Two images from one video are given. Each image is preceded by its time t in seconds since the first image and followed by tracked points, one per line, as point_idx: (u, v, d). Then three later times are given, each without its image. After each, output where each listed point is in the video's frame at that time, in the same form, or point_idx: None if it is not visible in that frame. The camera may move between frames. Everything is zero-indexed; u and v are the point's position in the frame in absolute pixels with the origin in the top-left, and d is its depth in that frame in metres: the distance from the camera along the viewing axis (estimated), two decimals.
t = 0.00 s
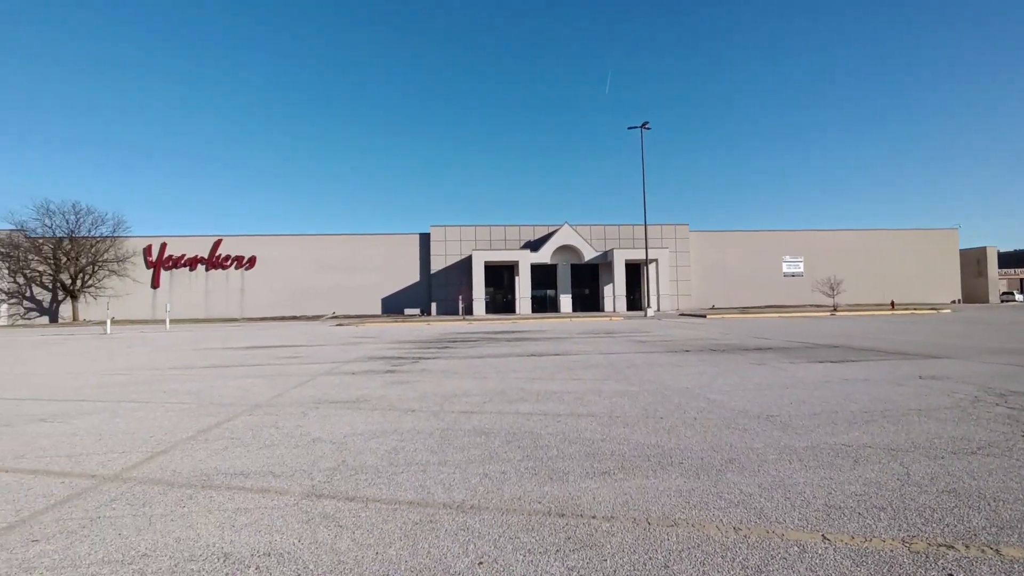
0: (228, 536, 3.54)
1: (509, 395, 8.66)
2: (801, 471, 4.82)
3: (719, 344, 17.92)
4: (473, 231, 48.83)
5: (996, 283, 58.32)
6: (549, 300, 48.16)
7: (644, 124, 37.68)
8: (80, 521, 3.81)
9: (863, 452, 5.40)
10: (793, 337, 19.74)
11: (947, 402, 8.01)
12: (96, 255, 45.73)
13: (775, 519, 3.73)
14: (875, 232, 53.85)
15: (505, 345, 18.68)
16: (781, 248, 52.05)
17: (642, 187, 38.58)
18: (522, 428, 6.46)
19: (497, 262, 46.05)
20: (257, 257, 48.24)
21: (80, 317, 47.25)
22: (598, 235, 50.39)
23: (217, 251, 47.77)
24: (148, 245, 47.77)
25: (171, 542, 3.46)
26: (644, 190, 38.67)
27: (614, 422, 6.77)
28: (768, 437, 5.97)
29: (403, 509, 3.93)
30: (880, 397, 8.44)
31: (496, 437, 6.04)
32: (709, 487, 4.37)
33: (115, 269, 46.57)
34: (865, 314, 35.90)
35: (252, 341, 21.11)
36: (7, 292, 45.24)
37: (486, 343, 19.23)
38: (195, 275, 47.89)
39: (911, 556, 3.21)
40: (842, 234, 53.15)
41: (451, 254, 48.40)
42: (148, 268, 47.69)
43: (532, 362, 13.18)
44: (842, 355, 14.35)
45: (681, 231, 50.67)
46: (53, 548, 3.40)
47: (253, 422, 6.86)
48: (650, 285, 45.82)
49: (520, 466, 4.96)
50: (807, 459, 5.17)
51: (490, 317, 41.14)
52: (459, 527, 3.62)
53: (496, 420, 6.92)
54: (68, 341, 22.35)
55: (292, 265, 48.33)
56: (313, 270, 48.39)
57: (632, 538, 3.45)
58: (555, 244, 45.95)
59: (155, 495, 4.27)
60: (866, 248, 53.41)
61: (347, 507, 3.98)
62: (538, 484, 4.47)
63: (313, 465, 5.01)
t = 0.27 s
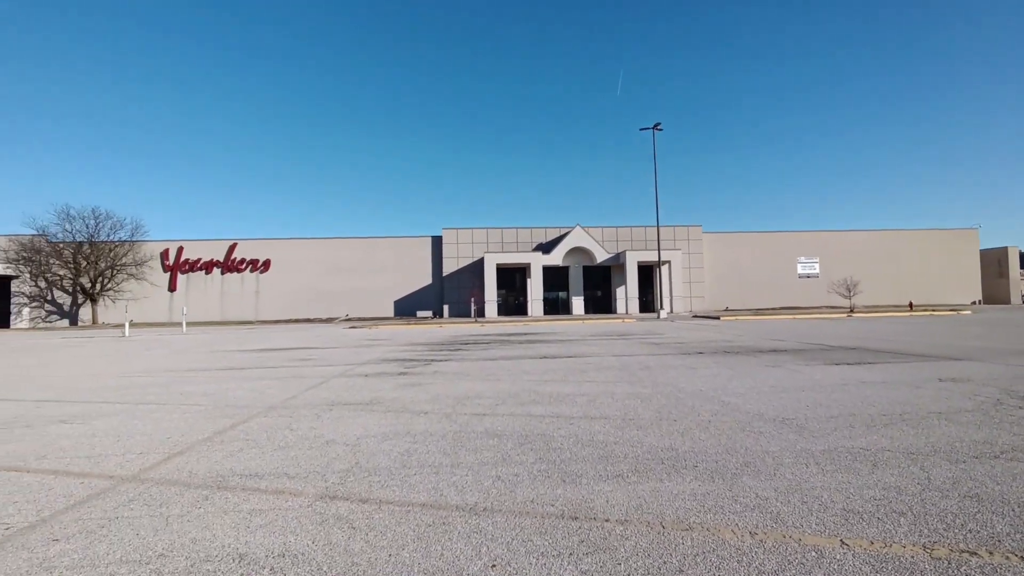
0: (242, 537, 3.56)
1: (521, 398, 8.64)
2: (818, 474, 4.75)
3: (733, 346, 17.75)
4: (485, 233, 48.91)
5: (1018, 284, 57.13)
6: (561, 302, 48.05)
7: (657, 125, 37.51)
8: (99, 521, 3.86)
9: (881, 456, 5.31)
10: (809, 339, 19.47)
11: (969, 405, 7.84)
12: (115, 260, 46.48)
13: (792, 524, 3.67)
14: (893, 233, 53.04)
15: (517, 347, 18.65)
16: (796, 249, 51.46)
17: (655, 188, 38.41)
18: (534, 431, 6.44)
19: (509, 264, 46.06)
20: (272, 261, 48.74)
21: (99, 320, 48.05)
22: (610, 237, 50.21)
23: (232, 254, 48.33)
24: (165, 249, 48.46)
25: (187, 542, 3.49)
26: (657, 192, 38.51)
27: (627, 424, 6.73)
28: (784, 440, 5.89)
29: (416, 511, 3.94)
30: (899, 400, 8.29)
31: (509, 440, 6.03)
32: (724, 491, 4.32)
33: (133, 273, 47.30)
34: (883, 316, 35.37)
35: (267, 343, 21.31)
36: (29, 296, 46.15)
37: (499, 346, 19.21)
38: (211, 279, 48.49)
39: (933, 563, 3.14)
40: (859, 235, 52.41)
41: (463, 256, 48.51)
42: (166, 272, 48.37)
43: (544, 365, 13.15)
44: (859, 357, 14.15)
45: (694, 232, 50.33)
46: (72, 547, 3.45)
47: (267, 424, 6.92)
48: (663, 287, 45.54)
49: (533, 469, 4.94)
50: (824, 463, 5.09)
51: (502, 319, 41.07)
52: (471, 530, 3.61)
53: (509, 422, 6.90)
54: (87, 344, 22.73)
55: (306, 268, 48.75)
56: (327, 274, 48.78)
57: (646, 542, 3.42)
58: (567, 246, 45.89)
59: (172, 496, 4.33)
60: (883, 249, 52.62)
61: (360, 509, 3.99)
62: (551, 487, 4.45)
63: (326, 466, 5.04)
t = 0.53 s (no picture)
0: (251, 538, 3.59)
1: (528, 400, 8.63)
2: (828, 477, 4.70)
3: (742, 348, 17.65)
4: (492, 235, 48.96)
5: None
6: (568, 303, 47.99)
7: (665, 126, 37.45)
8: (110, 521, 3.90)
9: (892, 458, 5.26)
10: (819, 341, 19.30)
11: (982, 407, 7.74)
12: (126, 262, 46.95)
13: (801, 527, 3.64)
14: (904, 233, 52.54)
15: (524, 349, 18.63)
16: (806, 249, 51.10)
17: (663, 189, 38.31)
18: (542, 433, 6.43)
19: (516, 266, 46.07)
20: (280, 263, 49.06)
21: (111, 322, 48.56)
22: (618, 238, 50.11)
23: (241, 257, 48.69)
24: (175, 251, 48.90)
25: (197, 543, 3.52)
26: (665, 193, 38.40)
27: (635, 426, 6.70)
28: (794, 443, 5.84)
29: (423, 513, 3.94)
30: (910, 402, 8.19)
31: (516, 441, 6.02)
32: (733, 494, 4.29)
33: (144, 276, 47.77)
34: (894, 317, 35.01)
35: (275, 345, 21.43)
36: (42, 298, 46.73)
37: (505, 348, 19.21)
38: (220, 281, 48.88)
39: (946, 568, 3.10)
40: (869, 235, 51.95)
41: (470, 258, 48.59)
42: (176, 274, 48.80)
43: (551, 366, 13.14)
44: (870, 359, 14.00)
45: (702, 233, 50.13)
46: (84, 547, 3.48)
47: (276, 425, 6.96)
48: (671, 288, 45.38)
49: (540, 471, 4.93)
50: (834, 466, 5.04)
51: (509, 321, 41.06)
52: (479, 531, 3.61)
53: (516, 424, 6.90)
54: (99, 347, 22.97)
55: (314, 270, 49.01)
56: (335, 276, 49.02)
57: (655, 545, 3.40)
58: (574, 247, 45.86)
59: (182, 497, 4.36)
60: (894, 249, 52.13)
61: (368, 510, 4.01)
62: (558, 489, 4.44)
63: (334, 468, 5.06)
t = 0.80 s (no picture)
0: (261, 540, 3.61)
1: (537, 403, 8.61)
2: (841, 482, 4.65)
3: (751, 350, 17.53)
4: (500, 238, 49.03)
5: None
6: (576, 306, 47.91)
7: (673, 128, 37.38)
8: (123, 523, 3.94)
9: (906, 463, 5.19)
10: (830, 344, 19.11)
11: (998, 411, 7.62)
12: (139, 266, 47.49)
13: (813, 532, 3.61)
14: (916, 234, 51.98)
15: (532, 352, 18.61)
16: (816, 251, 50.70)
17: (671, 191, 38.20)
18: (551, 436, 6.40)
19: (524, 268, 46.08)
20: (290, 266, 49.38)
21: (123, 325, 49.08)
22: (626, 240, 49.99)
23: (252, 260, 49.06)
24: (187, 255, 49.38)
25: (208, 545, 3.54)
26: (673, 195, 38.30)
27: (644, 430, 6.66)
28: (805, 447, 5.78)
29: (432, 516, 3.94)
30: (924, 406, 8.09)
31: (525, 445, 6.01)
32: (743, 498, 4.25)
33: (156, 279, 48.26)
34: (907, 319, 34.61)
35: (286, 348, 21.58)
36: (56, 302, 47.37)
37: (514, 350, 19.21)
38: (231, 284, 49.27)
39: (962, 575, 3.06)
40: (881, 237, 51.48)
41: (478, 261, 48.68)
42: (187, 278, 49.29)
43: (560, 369, 13.12)
44: (883, 362, 13.84)
45: (711, 235, 49.90)
46: (97, 550, 3.52)
47: (286, 428, 6.99)
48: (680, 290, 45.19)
49: (548, 475, 4.92)
50: (847, 470, 4.99)
51: (518, 324, 41.03)
52: (488, 535, 3.61)
53: (525, 427, 6.88)
54: (111, 349, 23.21)
55: (324, 273, 49.30)
56: (344, 279, 49.27)
57: (665, 550, 3.38)
58: (582, 250, 45.83)
59: (193, 499, 4.39)
60: (906, 250, 51.60)
61: (377, 513, 4.02)
62: (568, 493, 4.42)
63: (344, 470, 5.08)
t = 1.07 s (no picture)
0: (276, 542, 3.63)
1: (548, 405, 8.58)
2: (859, 486, 4.58)
3: (765, 352, 17.38)
4: (510, 241, 49.08)
5: None
6: (587, 308, 47.80)
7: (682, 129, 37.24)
8: (140, 526, 3.98)
9: (925, 467, 5.09)
10: (845, 345, 18.87)
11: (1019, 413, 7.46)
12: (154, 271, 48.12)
13: (832, 537, 3.54)
14: (932, 234, 51.25)
15: (543, 354, 18.58)
16: (830, 252, 50.16)
17: (682, 192, 38.04)
18: (563, 439, 6.38)
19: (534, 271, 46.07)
20: (302, 271, 49.77)
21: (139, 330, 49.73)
22: (637, 242, 49.78)
23: (264, 265, 49.51)
24: (201, 260, 49.96)
25: (223, 548, 3.57)
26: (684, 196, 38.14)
27: (657, 433, 6.63)
28: (821, 450, 5.71)
29: (445, 520, 3.94)
30: (942, 407, 7.95)
31: (537, 448, 5.99)
32: (759, 502, 4.20)
33: (171, 284, 48.86)
34: (924, 320, 34.09)
35: (299, 351, 21.72)
36: (74, 307, 48.13)
37: (525, 353, 19.20)
38: (244, 289, 49.76)
39: None
40: (895, 236, 50.79)
41: (489, 264, 48.75)
42: (201, 283, 49.86)
43: (571, 372, 13.09)
44: (899, 363, 13.65)
45: (722, 236, 49.57)
46: (115, 552, 3.55)
47: (300, 431, 7.04)
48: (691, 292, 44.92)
49: (560, 478, 4.90)
50: (865, 473, 4.91)
51: (528, 326, 41.04)
52: (502, 538, 3.60)
53: (537, 430, 6.87)
54: (128, 354, 23.55)
55: (335, 277, 49.63)
56: (355, 283, 49.56)
57: (680, 554, 3.35)
58: (592, 252, 45.73)
59: (209, 502, 4.43)
60: (921, 250, 50.90)
61: (391, 516, 4.02)
62: (580, 497, 4.40)
63: (357, 474, 5.09)
